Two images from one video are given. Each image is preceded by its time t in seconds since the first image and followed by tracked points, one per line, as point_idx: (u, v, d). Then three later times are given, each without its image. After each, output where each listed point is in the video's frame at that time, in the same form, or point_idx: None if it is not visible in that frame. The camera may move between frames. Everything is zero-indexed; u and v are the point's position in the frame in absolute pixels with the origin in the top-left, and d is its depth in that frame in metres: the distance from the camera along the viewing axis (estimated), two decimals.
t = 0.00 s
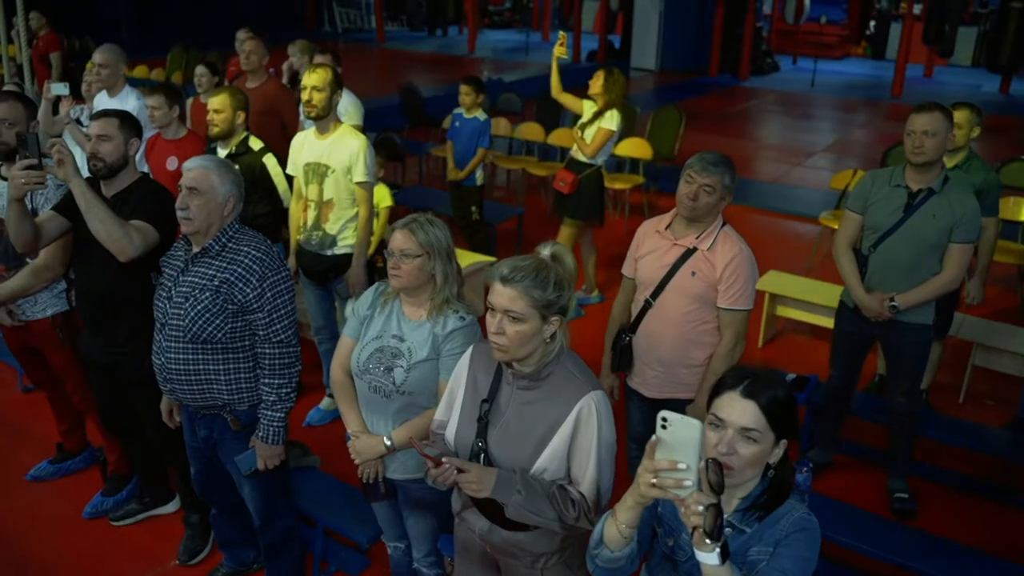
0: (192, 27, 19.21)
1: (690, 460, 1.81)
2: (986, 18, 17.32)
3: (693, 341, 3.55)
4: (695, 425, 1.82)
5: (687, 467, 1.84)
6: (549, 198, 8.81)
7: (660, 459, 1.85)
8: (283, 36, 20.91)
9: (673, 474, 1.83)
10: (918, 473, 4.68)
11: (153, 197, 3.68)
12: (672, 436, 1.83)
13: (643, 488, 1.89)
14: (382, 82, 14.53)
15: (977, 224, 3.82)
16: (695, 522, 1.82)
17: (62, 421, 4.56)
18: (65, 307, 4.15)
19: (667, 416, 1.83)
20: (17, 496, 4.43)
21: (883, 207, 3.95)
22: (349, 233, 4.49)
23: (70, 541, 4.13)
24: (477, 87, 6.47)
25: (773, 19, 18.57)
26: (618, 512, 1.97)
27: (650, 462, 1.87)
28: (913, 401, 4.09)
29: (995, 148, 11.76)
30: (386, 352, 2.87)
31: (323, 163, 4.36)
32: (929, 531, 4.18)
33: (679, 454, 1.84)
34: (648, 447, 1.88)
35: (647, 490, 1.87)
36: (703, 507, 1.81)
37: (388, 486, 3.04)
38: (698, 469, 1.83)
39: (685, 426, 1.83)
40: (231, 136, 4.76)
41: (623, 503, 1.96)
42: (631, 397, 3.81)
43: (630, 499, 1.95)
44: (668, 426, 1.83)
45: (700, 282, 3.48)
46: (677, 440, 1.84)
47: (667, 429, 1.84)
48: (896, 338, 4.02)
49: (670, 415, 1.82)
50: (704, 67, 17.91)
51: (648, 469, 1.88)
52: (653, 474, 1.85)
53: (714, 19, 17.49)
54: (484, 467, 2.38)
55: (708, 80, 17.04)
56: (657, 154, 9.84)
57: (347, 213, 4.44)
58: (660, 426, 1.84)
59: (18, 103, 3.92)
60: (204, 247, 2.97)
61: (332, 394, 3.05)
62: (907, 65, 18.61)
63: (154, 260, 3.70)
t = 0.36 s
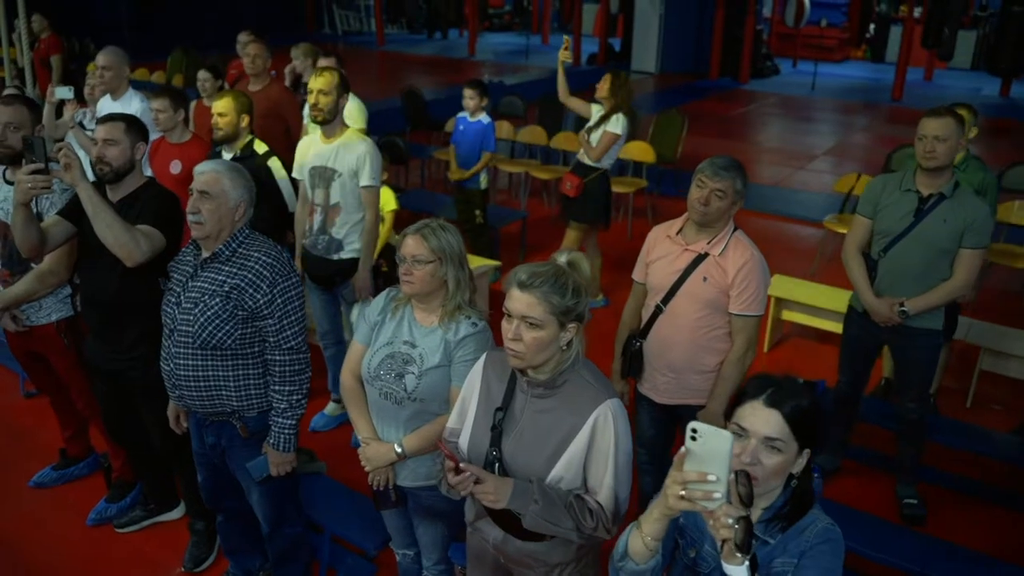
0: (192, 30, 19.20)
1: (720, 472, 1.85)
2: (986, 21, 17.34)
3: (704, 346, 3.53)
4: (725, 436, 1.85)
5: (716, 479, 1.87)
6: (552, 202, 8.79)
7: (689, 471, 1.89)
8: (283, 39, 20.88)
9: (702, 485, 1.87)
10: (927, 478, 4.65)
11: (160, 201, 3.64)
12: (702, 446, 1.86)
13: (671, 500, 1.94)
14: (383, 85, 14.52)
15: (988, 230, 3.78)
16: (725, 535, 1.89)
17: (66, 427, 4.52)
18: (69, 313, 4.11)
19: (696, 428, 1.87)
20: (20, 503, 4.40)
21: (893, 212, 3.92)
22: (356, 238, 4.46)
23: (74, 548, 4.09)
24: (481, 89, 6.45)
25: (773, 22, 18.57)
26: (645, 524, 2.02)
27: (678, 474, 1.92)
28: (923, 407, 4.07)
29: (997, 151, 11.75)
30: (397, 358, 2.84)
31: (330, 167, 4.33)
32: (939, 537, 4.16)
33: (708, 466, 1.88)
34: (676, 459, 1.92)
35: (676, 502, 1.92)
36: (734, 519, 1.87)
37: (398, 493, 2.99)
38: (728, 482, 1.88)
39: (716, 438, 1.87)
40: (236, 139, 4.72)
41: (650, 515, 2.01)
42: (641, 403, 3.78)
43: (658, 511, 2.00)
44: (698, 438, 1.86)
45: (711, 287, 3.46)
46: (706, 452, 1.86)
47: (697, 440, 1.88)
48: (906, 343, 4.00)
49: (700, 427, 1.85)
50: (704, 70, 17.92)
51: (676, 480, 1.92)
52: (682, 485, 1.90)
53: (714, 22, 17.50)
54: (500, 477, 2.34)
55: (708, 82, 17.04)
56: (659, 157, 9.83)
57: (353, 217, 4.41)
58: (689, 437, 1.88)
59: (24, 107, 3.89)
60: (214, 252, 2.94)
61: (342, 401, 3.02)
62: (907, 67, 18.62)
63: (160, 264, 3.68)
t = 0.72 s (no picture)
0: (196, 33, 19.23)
1: (755, 483, 1.86)
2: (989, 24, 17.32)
3: (720, 352, 3.50)
4: (761, 446, 1.87)
5: (751, 490, 1.88)
6: (558, 206, 8.77)
7: (723, 481, 1.90)
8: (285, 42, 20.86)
9: (737, 496, 1.88)
10: (940, 485, 4.62)
11: (171, 206, 3.61)
12: (737, 457, 1.87)
13: (705, 510, 1.95)
14: (386, 88, 14.49)
15: (1005, 235, 3.77)
16: (760, 547, 1.89)
17: (73, 433, 4.49)
18: (78, 318, 4.09)
19: (732, 438, 1.88)
20: (27, 510, 4.36)
21: (908, 218, 3.90)
22: (366, 242, 4.43)
23: (81, 555, 4.05)
24: (488, 93, 6.42)
25: (775, 26, 18.58)
26: (676, 535, 2.05)
27: (711, 484, 1.93)
28: (937, 413, 4.05)
29: (1001, 155, 11.73)
30: (414, 365, 2.81)
31: (340, 171, 4.31)
32: (954, 545, 4.12)
33: (743, 476, 1.89)
34: (710, 469, 1.94)
35: (709, 512, 1.93)
36: (768, 531, 1.88)
37: (414, 501, 2.96)
38: (763, 493, 1.88)
39: (752, 447, 1.88)
40: (244, 142, 4.68)
41: (682, 526, 2.04)
42: (656, 409, 3.75)
43: (689, 521, 2.02)
44: (734, 447, 1.88)
45: (728, 293, 3.43)
46: (741, 462, 1.88)
47: (732, 450, 1.89)
48: (921, 350, 3.97)
49: (736, 437, 1.88)
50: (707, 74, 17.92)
51: (709, 490, 1.93)
52: (717, 496, 1.91)
53: (717, 25, 17.50)
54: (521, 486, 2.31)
55: (711, 86, 17.03)
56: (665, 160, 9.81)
57: (364, 221, 4.38)
58: (724, 447, 1.90)
59: (36, 111, 3.87)
60: (230, 257, 2.91)
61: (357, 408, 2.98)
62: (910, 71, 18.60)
63: (171, 269, 3.64)
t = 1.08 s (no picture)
0: (200, 36, 19.26)
1: (785, 492, 1.84)
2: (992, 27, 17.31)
3: (735, 358, 3.47)
4: (791, 455, 1.85)
5: (781, 499, 1.87)
6: (563, 209, 8.75)
7: (753, 489, 1.89)
8: (289, 45, 20.87)
9: (767, 505, 1.87)
10: (953, 491, 4.58)
11: (180, 211, 3.59)
12: (767, 465, 1.86)
13: (733, 519, 1.94)
14: (390, 91, 14.49)
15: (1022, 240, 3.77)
16: (787, 557, 1.89)
17: (81, 439, 4.46)
18: (87, 323, 4.06)
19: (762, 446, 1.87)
20: (34, 516, 4.33)
21: (924, 223, 3.88)
22: (376, 246, 4.42)
23: (89, 562, 4.02)
24: (495, 97, 6.39)
25: (778, 28, 18.57)
26: (704, 543, 2.05)
27: (741, 492, 1.91)
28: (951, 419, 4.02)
29: (1006, 159, 11.71)
30: (429, 373, 2.79)
31: (350, 175, 4.29)
32: (969, 551, 4.08)
33: (773, 485, 1.87)
34: (740, 476, 1.92)
35: (737, 521, 1.92)
36: (797, 542, 1.88)
37: (429, 510, 2.96)
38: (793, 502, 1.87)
39: (781, 456, 1.86)
40: (252, 146, 4.66)
41: (710, 534, 2.05)
42: (669, 415, 3.72)
43: (718, 529, 2.02)
44: (764, 456, 1.87)
45: (742, 298, 3.40)
46: (772, 471, 1.86)
47: (762, 459, 1.88)
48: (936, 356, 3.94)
49: (766, 445, 1.86)
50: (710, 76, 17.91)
51: (739, 498, 1.92)
52: (746, 504, 1.90)
53: (720, 28, 17.50)
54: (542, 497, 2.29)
55: (714, 89, 17.02)
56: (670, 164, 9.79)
57: (374, 225, 4.37)
58: (755, 456, 1.88)
59: (47, 116, 3.84)
60: (244, 262, 2.89)
61: (372, 416, 2.96)
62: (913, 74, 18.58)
63: (181, 274, 3.62)
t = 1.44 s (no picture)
0: (204, 42, 19.30)
1: (812, 504, 1.82)
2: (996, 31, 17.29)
3: (749, 365, 3.45)
4: (819, 466, 1.83)
5: (808, 511, 1.84)
6: (568, 215, 8.73)
7: (780, 501, 1.87)
8: (291, 50, 20.88)
9: (794, 517, 1.85)
10: (966, 498, 4.55)
11: (190, 217, 3.57)
12: (795, 477, 1.84)
13: (759, 529, 1.92)
14: (394, 96, 14.50)
15: None
16: (814, 569, 1.87)
17: (88, 446, 4.43)
18: (96, 330, 4.03)
19: (790, 457, 1.85)
20: (41, 523, 4.30)
21: (939, 229, 3.87)
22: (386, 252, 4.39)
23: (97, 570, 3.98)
24: (502, 102, 6.35)
25: (781, 33, 18.58)
26: (730, 553, 2.03)
27: (768, 503, 1.89)
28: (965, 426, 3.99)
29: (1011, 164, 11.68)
30: (445, 381, 2.76)
31: (360, 181, 4.26)
32: (983, 560, 4.05)
33: (800, 497, 1.85)
34: (767, 487, 1.89)
35: (764, 531, 1.90)
36: (823, 556, 1.86)
37: (443, 519, 2.92)
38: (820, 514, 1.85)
39: (809, 468, 1.84)
40: (259, 151, 4.62)
41: (736, 544, 2.03)
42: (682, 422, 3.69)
43: (745, 540, 2.00)
44: (791, 467, 1.85)
45: (757, 305, 3.38)
46: (800, 482, 1.84)
47: (789, 470, 1.85)
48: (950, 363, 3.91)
49: (794, 457, 1.84)
50: (713, 81, 17.92)
51: (766, 508, 1.89)
52: (773, 515, 1.87)
53: (723, 33, 17.50)
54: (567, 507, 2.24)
55: (717, 94, 17.02)
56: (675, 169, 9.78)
57: (383, 231, 4.34)
58: (782, 467, 1.86)
59: (58, 122, 3.83)
60: (258, 269, 2.88)
61: (386, 425, 2.93)
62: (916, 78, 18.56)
63: (191, 281, 3.61)
